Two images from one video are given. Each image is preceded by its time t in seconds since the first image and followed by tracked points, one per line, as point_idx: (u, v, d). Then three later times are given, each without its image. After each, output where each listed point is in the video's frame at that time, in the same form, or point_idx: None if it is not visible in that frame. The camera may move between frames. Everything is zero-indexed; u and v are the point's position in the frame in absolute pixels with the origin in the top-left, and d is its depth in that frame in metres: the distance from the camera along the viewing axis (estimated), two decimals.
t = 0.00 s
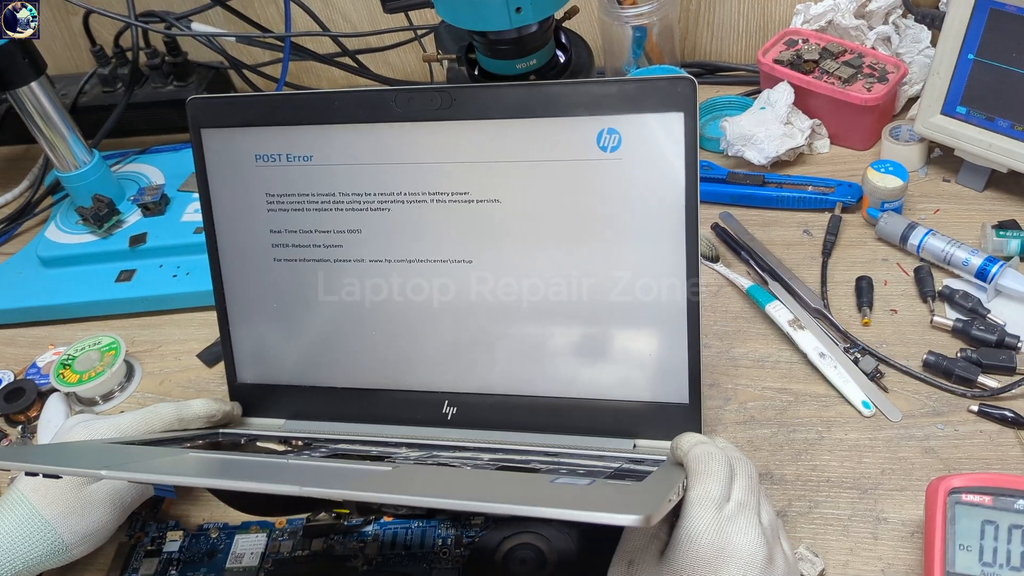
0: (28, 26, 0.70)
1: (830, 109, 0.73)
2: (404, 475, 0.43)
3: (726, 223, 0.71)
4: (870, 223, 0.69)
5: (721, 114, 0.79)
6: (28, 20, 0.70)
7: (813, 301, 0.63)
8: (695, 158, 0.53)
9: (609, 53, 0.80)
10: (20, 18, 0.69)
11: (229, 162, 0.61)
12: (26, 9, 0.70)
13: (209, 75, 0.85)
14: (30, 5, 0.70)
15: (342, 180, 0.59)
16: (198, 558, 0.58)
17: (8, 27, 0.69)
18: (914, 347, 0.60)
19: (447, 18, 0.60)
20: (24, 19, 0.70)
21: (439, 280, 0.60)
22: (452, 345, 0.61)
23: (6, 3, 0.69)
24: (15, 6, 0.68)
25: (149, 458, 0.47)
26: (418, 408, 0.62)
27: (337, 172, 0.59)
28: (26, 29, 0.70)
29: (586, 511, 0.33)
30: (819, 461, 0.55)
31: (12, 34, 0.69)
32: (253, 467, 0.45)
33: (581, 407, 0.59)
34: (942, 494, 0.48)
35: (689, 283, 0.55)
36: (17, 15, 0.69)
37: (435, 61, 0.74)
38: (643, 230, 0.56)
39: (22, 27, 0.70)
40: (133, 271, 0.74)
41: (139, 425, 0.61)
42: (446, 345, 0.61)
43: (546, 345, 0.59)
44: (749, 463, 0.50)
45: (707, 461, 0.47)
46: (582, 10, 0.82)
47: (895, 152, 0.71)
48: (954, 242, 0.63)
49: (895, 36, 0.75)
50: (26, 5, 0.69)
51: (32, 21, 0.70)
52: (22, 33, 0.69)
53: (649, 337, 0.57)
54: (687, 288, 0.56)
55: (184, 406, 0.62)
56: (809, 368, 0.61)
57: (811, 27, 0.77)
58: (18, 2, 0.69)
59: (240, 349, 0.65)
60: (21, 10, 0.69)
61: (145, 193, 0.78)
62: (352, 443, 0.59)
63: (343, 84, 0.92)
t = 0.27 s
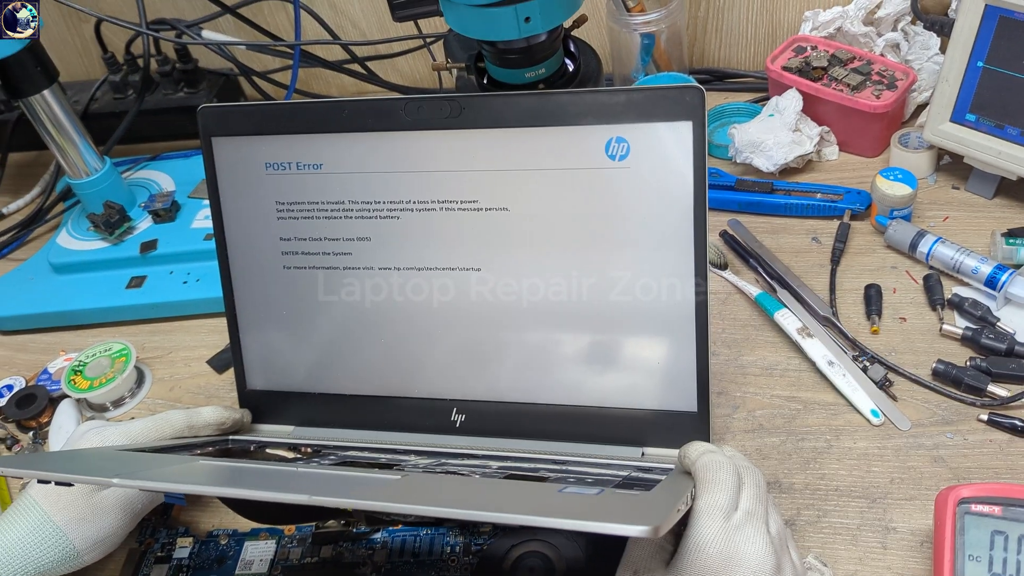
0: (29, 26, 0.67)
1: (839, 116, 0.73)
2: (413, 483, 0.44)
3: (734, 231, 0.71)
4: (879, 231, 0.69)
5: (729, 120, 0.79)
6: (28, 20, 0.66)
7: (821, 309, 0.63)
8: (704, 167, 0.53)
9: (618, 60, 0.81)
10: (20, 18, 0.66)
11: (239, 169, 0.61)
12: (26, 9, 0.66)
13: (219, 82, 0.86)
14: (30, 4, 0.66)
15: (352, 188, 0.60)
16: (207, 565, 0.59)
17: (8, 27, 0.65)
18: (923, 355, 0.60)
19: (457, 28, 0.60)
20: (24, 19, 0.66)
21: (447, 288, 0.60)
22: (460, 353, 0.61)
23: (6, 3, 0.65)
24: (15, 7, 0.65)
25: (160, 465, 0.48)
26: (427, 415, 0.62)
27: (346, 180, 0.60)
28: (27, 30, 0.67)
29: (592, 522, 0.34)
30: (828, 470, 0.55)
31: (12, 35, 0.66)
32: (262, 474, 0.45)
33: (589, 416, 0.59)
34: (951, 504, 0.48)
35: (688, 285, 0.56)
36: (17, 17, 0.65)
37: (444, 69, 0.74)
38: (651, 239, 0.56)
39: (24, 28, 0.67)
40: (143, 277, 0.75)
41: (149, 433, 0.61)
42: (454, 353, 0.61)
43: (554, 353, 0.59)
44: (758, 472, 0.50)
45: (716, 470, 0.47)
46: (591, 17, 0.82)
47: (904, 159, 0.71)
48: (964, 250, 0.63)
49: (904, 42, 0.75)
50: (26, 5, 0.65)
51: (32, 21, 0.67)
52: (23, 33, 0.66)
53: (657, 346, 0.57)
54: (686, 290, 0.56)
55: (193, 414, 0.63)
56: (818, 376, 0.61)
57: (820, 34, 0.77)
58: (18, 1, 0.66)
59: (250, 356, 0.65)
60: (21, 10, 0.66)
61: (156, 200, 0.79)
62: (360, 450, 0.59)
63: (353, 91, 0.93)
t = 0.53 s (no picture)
0: (29, 26, 0.67)
1: (846, 121, 0.73)
2: (423, 487, 0.45)
3: (742, 235, 0.71)
4: (886, 235, 0.69)
5: (736, 125, 0.80)
6: (28, 20, 0.66)
7: (829, 314, 0.63)
8: (711, 172, 0.53)
9: (625, 66, 0.81)
10: (20, 18, 0.66)
11: (250, 175, 0.62)
12: (27, 9, 0.66)
13: (230, 87, 0.86)
14: (31, 5, 0.65)
15: (361, 193, 0.60)
16: (218, 566, 0.59)
17: (8, 27, 0.66)
18: (930, 360, 0.60)
19: (466, 35, 0.61)
20: (24, 19, 0.66)
21: (456, 292, 0.61)
22: (468, 357, 0.62)
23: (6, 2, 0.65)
24: (15, 7, 0.64)
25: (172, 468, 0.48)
26: (435, 419, 0.63)
27: (356, 185, 0.60)
28: (28, 30, 0.67)
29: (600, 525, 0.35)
30: (835, 474, 0.55)
31: (12, 35, 0.66)
32: (273, 478, 0.46)
33: (597, 419, 0.59)
34: (958, 509, 0.48)
35: (687, 285, 0.56)
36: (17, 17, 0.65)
37: (453, 75, 0.74)
38: (657, 245, 0.56)
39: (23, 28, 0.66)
40: (155, 281, 0.76)
41: (161, 434, 0.62)
42: (463, 357, 0.62)
43: (561, 357, 0.60)
44: (772, 477, 0.50)
45: (730, 473, 0.48)
46: (599, 23, 0.83)
47: (912, 164, 0.71)
48: (971, 255, 0.63)
49: (911, 47, 0.75)
50: (26, 6, 0.65)
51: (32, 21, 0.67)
52: (23, 33, 0.66)
53: (664, 350, 0.57)
54: (685, 289, 0.56)
55: (204, 414, 0.64)
56: (825, 381, 0.61)
57: (828, 39, 0.78)
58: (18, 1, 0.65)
59: (260, 360, 0.66)
60: (21, 9, 0.65)
61: (167, 205, 0.79)
62: (369, 453, 0.60)
63: (361, 96, 0.93)
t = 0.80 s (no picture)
0: (29, 26, 0.66)
1: (855, 123, 0.73)
2: (434, 486, 0.45)
3: (750, 237, 0.72)
4: (895, 237, 0.69)
5: (745, 127, 0.80)
6: (28, 20, 0.66)
7: (837, 316, 0.64)
8: (720, 175, 0.54)
9: (633, 68, 0.81)
10: (20, 18, 0.66)
11: (262, 178, 0.63)
12: (26, 9, 0.66)
13: (241, 90, 0.88)
14: (31, 5, 0.65)
15: (372, 195, 0.61)
16: (230, 565, 0.60)
17: (8, 27, 0.65)
18: (939, 361, 0.60)
19: (476, 38, 0.61)
20: (24, 19, 0.66)
21: (466, 293, 0.61)
22: (478, 359, 0.62)
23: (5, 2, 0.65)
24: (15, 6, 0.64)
25: (185, 468, 0.49)
26: (445, 419, 0.63)
27: (368, 187, 0.61)
28: (27, 30, 0.66)
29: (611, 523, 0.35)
30: (844, 475, 0.55)
31: (12, 35, 0.66)
32: (285, 477, 0.46)
33: (606, 420, 0.59)
34: (967, 510, 0.48)
35: (688, 284, 0.56)
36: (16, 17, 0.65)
37: (463, 78, 0.75)
38: (666, 247, 0.56)
39: (23, 28, 0.66)
40: (167, 282, 0.76)
41: (174, 434, 0.62)
42: (473, 358, 0.62)
43: (571, 359, 0.60)
44: (785, 478, 0.51)
45: (742, 473, 0.49)
46: (608, 25, 0.83)
47: (921, 166, 0.71)
48: (980, 257, 0.63)
49: (920, 49, 0.75)
50: (26, 5, 0.65)
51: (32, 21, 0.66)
52: (23, 33, 0.66)
53: (673, 351, 0.58)
54: (685, 289, 0.57)
55: (217, 414, 0.64)
56: (833, 382, 0.61)
57: (836, 42, 0.78)
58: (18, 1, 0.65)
59: (272, 361, 0.66)
60: (21, 9, 0.65)
61: (179, 207, 0.80)
62: (380, 453, 0.60)
63: (371, 99, 0.94)
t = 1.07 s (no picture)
0: (29, 26, 0.66)
1: (865, 113, 0.74)
2: (453, 463, 0.46)
3: (761, 226, 0.73)
4: (904, 226, 0.70)
5: (755, 118, 0.81)
6: (28, 20, 0.66)
7: (848, 302, 0.65)
8: (733, 160, 0.54)
9: (645, 60, 0.82)
10: (20, 18, 0.65)
11: (281, 164, 0.64)
12: (26, 9, 0.66)
13: (255, 82, 0.89)
14: (31, 4, 0.65)
15: (389, 182, 0.62)
16: (250, 545, 0.61)
17: (8, 27, 0.65)
18: (949, 347, 0.61)
19: (492, 26, 0.62)
20: (25, 19, 0.66)
21: (481, 279, 0.62)
22: (493, 343, 0.63)
23: (5, 2, 0.65)
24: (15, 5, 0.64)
25: (207, 445, 0.49)
26: (460, 403, 0.64)
27: (385, 174, 0.62)
28: (27, 30, 0.66)
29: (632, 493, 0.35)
30: (855, 457, 0.56)
31: (12, 35, 0.66)
32: (305, 454, 0.47)
33: (619, 404, 0.60)
34: (978, 489, 0.49)
35: (687, 285, 0.58)
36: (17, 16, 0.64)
37: (477, 67, 0.76)
38: (679, 232, 0.57)
39: (23, 28, 0.66)
40: (184, 270, 0.77)
41: (195, 416, 0.63)
42: (488, 343, 0.63)
43: (584, 343, 0.61)
44: (798, 458, 0.52)
45: (755, 454, 0.50)
46: (621, 16, 0.84)
47: (930, 156, 0.72)
48: (989, 244, 0.64)
49: (930, 40, 0.76)
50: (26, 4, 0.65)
51: (32, 20, 0.66)
52: (23, 34, 0.66)
53: (687, 336, 0.58)
54: (699, 274, 0.57)
55: (237, 396, 0.65)
56: (844, 367, 0.62)
57: (846, 33, 0.79)
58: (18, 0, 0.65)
59: (289, 346, 0.67)
60: (21, 9, 0.65)
61: (196, 196, 0.81)
62: (397, 435, 0.61)
63: (383, 90, 0.95)
